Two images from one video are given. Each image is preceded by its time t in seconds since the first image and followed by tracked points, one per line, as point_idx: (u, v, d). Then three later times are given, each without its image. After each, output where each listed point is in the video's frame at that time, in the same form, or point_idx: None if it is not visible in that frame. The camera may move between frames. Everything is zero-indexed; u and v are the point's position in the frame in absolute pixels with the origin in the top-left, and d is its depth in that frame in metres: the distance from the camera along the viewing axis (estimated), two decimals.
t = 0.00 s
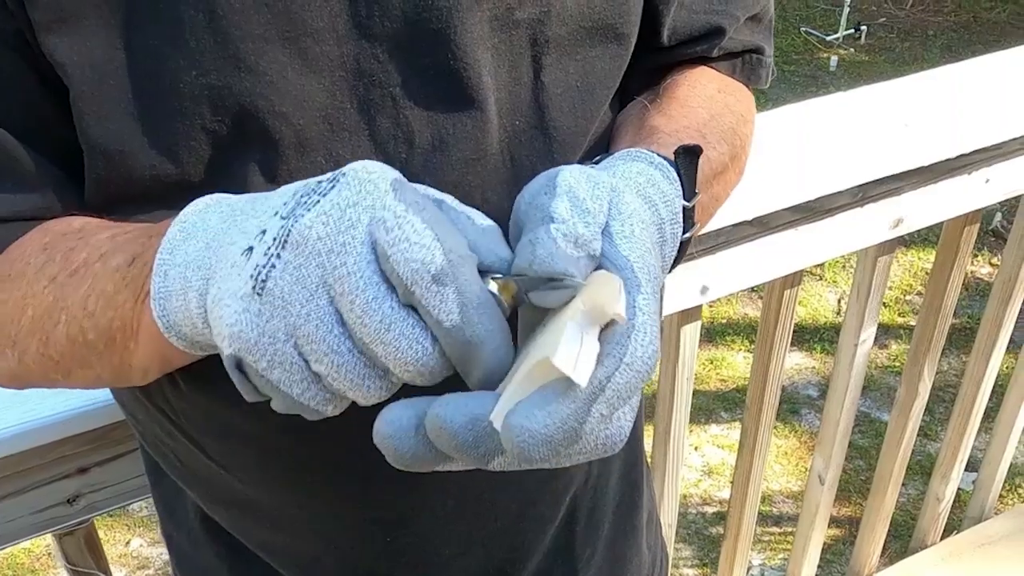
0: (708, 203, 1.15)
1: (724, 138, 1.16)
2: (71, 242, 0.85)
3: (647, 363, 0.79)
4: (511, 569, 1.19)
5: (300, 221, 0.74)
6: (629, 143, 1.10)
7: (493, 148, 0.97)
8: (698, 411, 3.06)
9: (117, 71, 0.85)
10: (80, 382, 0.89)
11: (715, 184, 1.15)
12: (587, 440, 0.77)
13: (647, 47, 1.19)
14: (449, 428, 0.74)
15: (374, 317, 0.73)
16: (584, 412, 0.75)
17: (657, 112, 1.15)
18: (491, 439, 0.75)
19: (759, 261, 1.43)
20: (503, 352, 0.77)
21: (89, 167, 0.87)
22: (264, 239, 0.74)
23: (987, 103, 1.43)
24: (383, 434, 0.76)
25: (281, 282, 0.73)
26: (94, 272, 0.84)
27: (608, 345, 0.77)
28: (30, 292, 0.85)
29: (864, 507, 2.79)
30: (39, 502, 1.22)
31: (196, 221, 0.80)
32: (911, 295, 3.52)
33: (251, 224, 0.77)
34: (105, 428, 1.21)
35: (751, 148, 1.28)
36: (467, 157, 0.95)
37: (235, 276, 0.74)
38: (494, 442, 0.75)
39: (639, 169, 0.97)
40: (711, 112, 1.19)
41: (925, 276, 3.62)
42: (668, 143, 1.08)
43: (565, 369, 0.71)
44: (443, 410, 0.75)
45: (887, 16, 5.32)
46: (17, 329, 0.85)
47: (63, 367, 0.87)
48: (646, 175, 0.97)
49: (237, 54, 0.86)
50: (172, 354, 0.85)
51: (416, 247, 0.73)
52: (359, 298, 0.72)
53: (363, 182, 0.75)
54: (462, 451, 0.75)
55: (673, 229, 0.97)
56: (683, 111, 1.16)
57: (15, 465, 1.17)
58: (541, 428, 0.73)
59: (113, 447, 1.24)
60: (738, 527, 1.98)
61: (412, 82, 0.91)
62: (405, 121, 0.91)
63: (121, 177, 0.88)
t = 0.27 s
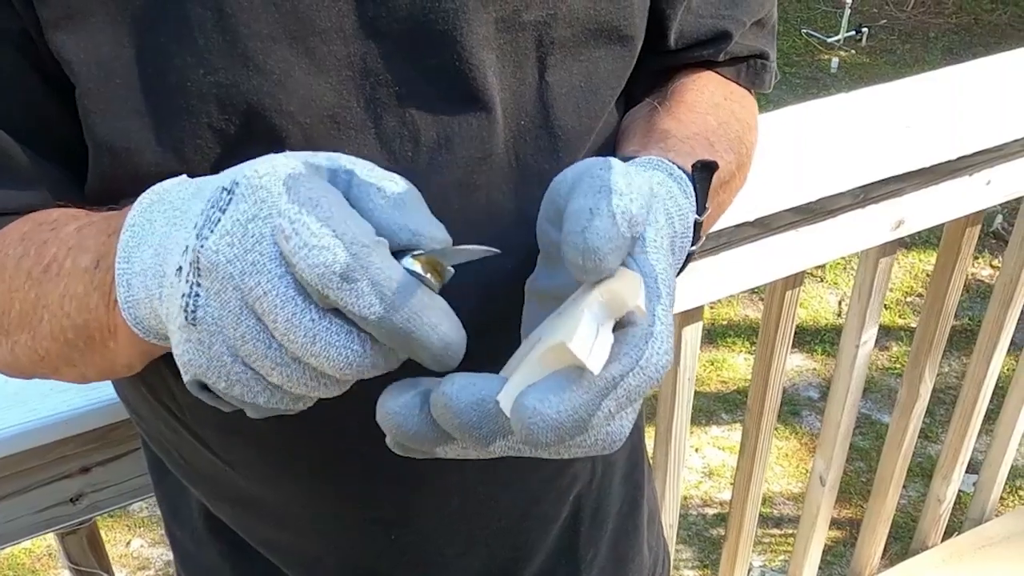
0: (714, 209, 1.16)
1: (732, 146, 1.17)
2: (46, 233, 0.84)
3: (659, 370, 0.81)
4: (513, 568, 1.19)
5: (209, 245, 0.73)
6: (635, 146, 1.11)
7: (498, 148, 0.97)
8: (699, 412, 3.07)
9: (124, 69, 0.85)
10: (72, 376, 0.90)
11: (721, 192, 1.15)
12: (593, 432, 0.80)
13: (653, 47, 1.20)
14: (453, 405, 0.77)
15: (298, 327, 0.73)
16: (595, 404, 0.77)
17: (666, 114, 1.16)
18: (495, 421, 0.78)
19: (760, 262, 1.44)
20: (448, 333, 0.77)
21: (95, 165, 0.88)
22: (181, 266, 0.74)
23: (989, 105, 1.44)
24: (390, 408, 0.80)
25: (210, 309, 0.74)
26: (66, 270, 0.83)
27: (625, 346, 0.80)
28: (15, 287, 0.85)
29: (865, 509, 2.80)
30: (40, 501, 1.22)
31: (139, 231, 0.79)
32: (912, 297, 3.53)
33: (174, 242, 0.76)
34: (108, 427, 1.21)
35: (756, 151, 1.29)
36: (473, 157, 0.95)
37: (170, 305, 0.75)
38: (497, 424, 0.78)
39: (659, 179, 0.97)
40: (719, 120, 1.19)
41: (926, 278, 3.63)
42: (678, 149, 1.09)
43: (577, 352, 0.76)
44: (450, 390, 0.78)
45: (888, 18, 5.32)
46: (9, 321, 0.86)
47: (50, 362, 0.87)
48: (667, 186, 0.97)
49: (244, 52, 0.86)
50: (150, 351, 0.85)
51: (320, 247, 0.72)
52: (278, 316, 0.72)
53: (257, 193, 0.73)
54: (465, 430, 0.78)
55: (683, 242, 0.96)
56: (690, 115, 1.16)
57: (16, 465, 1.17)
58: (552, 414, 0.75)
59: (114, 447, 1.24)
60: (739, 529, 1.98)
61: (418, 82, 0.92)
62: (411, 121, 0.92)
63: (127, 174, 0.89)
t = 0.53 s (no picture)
0: (717, 205, 1.16)
1: (734, 142, 1.17)
2: (61, 228, 0.86)
3: (678, 343, 0.82)
4: (518, 565, 1.20)
5: (262, 241, 0.74)
6: (640, 143, 1.12)
7: (505, 147, 0.98)
8: (700, 412, 3.07)
9: (135, 67, 0.86)
10: (86, 369, 0.91)
11: (724, 189, 1.16)
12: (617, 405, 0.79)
13: (658, 50, 1.20)
14: (475, 391, 0.77)
15: (345, 325, 0.73)
16: (621, 375, 0.77)
17: (668, 113, 1.17)
18: (519, 404, 0.78)
19: (763, 262, 1.44)
20: (496, 319, 0.75)
21: (107, 162, 0.89)
22: (231, 261, 0.76)
23: (992, 106, 1.44)
24: (416, 410, 0.80)
25: (257, 305, 0.75)
26: (85, 264, 0.85)
27: (644, 320, 0.80)
28: (31, 281, 0.86)
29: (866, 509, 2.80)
30: (43, 499, 1.22)
31: (161, 225, 0.80)
32: (914, 298, 3.53)
33: (216, 236, 0.77)
34: (112, 425, 1.21)
35: (758, 149, 1.30)
36: (480, 155, 0.97)
37: (216, 300, 0.77)
38: (522, 406, 0.78)
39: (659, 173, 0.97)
40: (722, 117, 1.19)
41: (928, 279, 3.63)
42: (681, 146, 1.09)
43: (601, 321, 0.76)
44: (469, 376, 0.77)
45: (889, 19, 5.32)
46: (23, 317, 0.87)
47: (67, 355, 0.89)
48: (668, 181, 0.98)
49: (253, 51, 0.87)
50: (172, 340, 0.87)
51: (369, 241, 0.72)
52: (322, 311, 0.73)
53: (308, 192, 0.74)
54: (489, 416, 0.78)
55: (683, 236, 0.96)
56: (693, 113, 1.17)
57: (19, 463, 1.18)
58: (581, 381, 0.74)
59: (117, 445, 1.25)
60: (741, 528, 1.98)
61: (425, 80, 0.93)
62: (418, 119, 0.94)
63: (137, 171, 0.90)
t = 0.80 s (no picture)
0: (719, 202, 1.16)
1: (735, 140, 1.17)
2: (79, 234, 0.87)
3: (676, 330, 0.79)
4: (520, 564, 1.20)
5: (303, 228, 0.75)
6: (641, 141, 1.12)
7: (509, 147, 1.00)
8: (698, 415, 3.07)
9: (139, 66, 0.86)
10: (98, 374, 0.92)
11: (727, 185, 1.16)
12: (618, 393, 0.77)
13: (659, 48, 1.21)
14: (477, 386, 0.76)
15: (389, 308, 0.73)
16: (618, 361, 0.74)
17: (670, 111, 1.17)
18: (520, 396, 0.76)
19: (764, 263, 1.44)
20: (525, 311, 0.77)
21: (111, 162, 0.89)
22: (270, 250, 0.76)
23: (990, 106, 1.45)
24: (422, 410, 0.80)
25: (296, 291, 0.75)
26: (105, 267, 0.86)
27: (638, 308, 0.78)
28: (45, 286, 0.87)
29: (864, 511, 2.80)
30: (47, 499, 1.23)
31: (189, 225, 0.83)
32: (912, 300, 3.53)
33: (254, 230, 0.78)
34: (117, 426, 1.21)
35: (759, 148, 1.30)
36: (483, 154, 0.98)
37: (252, 288, 0.76)
38: (524, 399, 0.76)
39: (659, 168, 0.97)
40: (724, 115, 1.19)
41: (926, 281, 3.64)
42: (682, 142, 1.09)
43: (592, 306, 0.74)
44: (470, 372, 0.77)
45: (887, 21, 5.33)
46: (36, 321, 0.88)
47: (81, 359, 0.90)
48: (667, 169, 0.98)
49: (257, 50, 0.87)
50: (188, 346, 0.88)
51: (417, 228, 0.73)
52: (366, 296, 0.73)
53: (352, 180, 0.75)
54: (493, 411, 0.77)
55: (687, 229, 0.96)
56: (695, 110, 1.17)
57: (23, 463, 1.17)
58: (576, 369, 0.72)
59: (120, 445, 1.25)
60: (740, 530, 1.98)
61: (428, 79, 0.94)
62: (422, 119, 0.95)
63: (142, 170, 0.90)
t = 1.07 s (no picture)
0: (721, 202, 1.16)
1: (737, 140, 1.17)
2: (82, 235, 0.87)
3: (679, 339, 0.79)
4: (520, 564, 1.20)
5: (315, 230, 0.75)
6: (643, 142, 1.12)
7: (512, 146, 1.00)
8: (697, 417, 3.08)
9: (141, 66, 0.87)
10: (100, 375, 0.92)
11: (728, 185, 1.16)
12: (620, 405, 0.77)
13: (660, 48, 1.21)
14: (482, 397, 0.77)
15: (400, 313, 0.73)
16: (620, 374, 0.75)
17: (671, 112, 1.17)
18: (524, 409, 0.77)
19: (764, 264, 1.44)
20: (534, 321, 0.78)
21: (113, 162, 0.89)
22: (280, 251, 0.76)
23: (988, 107, 1.45)
24: (426, 418, 0.80)
25: (305, 293, 0.75)
26: (109, 268, 0.86)
27: (642, 319, 0.78)
28: (48, 287, 0.86)
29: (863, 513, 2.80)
30: (50, 500, 1.22)
31: (195, 224, 0.83)
32: (910, 302, 3.54)
33: (263, 231, 0.78)
34: (121, 426, 1.21)
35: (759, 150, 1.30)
36: (485, 154, 0.98)
37: (260, 289, 0.76)
38: (528, 411, 0.77)
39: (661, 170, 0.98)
40: (724, 115, 1.20)
41: (924, 283, 3.64)
42: (683, 142, 1.09)
43: (599, 324, 0.74)
44: (475, 383, 0.78)
45: (885, 23, 5.34)
46: (39, 323, 0.87)
47: (83, 360, 0.89)
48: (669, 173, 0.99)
49: (259, 50, 0.88)
50: (193, 344, 0.88)
51: (431, 235, 0.73)
52: (377, 300, 0.73)
53: (366, 186, 0.75)
54: (497, 422, 0.78)
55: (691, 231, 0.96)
56: (696, 111, 1.17)
57: (26, 463, 1.17)
58: (578, 385, 0.73)
59: (123, 446, 1.24)
60: (740, 531, 1.99)
61: (430, 79, 0.94)
62: (423, 119, 0.94)
63: (144, 170, 0.90)
